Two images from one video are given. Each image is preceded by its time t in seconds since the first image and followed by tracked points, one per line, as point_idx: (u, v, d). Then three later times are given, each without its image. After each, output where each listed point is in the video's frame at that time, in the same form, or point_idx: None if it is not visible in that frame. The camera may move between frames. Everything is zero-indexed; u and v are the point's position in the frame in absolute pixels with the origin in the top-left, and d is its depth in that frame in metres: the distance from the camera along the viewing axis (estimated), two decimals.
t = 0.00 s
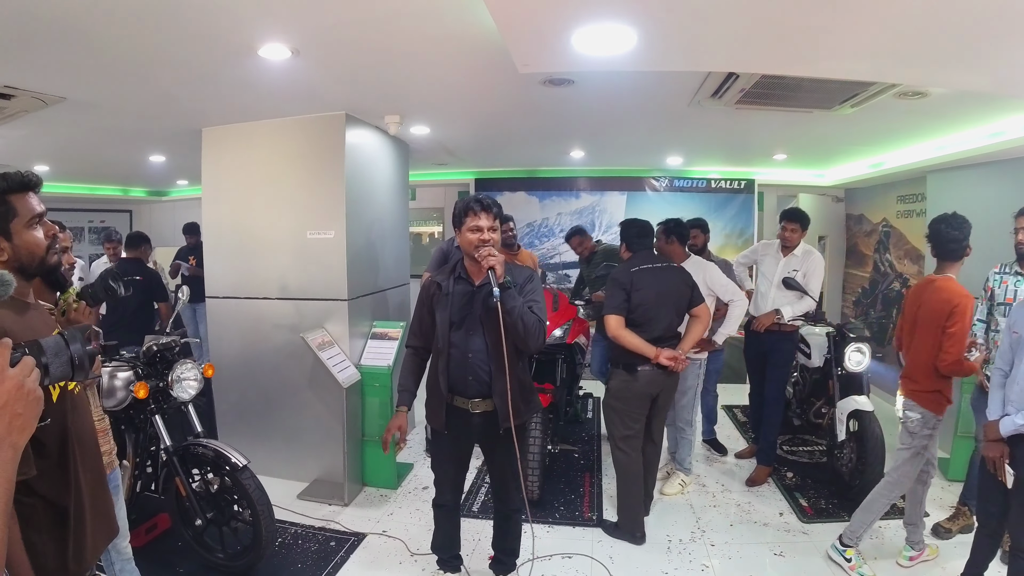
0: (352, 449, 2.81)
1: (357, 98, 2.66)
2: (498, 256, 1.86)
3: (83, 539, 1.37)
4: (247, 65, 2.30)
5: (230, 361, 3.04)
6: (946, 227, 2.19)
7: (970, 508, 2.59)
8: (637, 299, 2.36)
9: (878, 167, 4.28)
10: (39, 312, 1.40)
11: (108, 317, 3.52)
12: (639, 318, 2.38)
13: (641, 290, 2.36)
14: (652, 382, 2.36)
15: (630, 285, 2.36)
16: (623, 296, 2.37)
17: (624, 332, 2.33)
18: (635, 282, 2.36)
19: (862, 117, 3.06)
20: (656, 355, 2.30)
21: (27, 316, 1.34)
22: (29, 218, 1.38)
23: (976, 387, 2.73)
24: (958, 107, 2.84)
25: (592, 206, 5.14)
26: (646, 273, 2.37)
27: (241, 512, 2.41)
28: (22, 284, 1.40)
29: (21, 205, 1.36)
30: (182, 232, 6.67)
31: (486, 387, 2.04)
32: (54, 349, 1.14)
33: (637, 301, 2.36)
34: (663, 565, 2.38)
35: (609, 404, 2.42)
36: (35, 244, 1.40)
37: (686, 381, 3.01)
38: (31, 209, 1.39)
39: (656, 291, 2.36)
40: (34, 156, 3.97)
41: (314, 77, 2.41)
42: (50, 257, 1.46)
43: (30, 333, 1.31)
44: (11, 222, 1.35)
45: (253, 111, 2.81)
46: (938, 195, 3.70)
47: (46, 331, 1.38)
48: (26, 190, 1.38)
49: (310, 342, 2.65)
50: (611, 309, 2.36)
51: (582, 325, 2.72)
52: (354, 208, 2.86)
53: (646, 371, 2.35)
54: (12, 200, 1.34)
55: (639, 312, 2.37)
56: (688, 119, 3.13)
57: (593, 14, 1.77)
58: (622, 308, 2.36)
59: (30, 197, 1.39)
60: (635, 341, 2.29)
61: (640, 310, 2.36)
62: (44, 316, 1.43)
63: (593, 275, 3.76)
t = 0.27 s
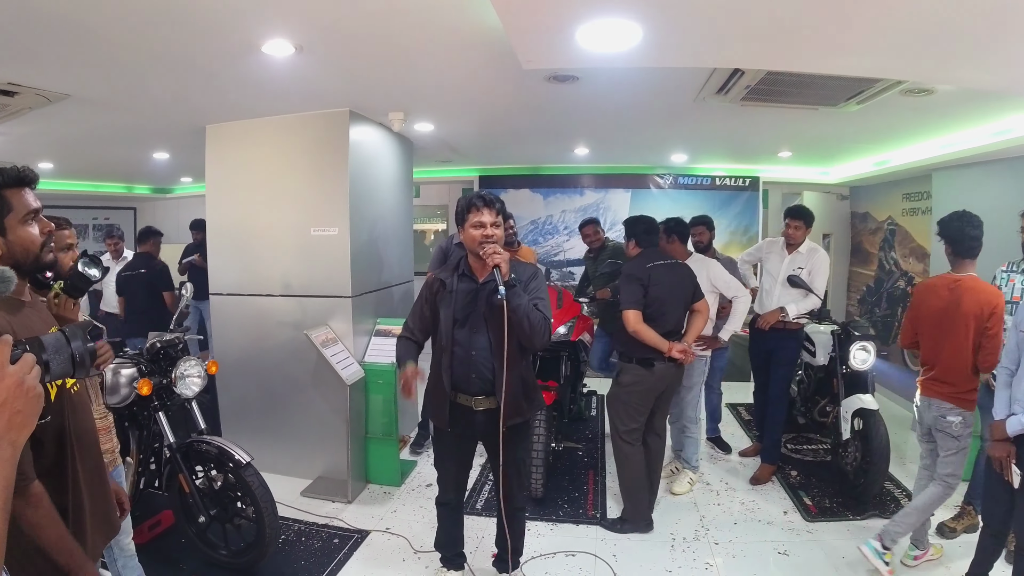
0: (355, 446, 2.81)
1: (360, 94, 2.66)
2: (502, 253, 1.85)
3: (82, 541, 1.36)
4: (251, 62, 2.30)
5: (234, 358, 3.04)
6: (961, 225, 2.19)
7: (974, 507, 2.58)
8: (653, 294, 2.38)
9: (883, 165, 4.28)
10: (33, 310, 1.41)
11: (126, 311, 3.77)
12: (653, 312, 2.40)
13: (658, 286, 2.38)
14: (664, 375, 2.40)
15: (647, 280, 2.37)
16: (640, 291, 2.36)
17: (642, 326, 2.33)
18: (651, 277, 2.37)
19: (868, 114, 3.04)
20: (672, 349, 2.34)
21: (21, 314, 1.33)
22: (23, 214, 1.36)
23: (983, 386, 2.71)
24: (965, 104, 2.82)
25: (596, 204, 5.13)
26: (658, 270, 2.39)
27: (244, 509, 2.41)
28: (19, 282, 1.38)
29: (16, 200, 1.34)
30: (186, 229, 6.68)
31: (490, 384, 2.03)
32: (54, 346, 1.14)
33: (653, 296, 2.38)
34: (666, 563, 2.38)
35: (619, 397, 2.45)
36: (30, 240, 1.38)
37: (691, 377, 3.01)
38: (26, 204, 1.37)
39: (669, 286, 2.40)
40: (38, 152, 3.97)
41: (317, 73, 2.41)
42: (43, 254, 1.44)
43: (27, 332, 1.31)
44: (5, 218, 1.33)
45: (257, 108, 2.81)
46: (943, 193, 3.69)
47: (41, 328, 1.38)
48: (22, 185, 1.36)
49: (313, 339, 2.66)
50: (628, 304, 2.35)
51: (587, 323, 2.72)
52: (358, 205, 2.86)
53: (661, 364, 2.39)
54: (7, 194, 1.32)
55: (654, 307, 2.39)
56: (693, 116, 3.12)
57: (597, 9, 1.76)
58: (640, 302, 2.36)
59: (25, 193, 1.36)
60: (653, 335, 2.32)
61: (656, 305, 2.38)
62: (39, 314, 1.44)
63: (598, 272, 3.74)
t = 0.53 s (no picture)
0: (360, 443, 2.81)
1: (366, 92, 2.66)
2: (508, 249, 1.86)
3: (89, 538, 1.37)
4: (257, 60, 2.30)
5: (240, 355, 3.05)
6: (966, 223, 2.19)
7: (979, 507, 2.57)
8: (666, 291, 2.43)
9: (889, 163, 4.27)
10: (34, 308, 1.42)
11: (146, 302, 4.06)
12: (666, 310, 2.45)
13: (670, 284, 2.43)
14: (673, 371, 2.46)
15: (661, 278, 2.42)
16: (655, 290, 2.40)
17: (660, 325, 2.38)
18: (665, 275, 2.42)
19: (875, 112, 3.03)
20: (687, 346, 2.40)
21: (22, 314, 1.33)
22: (23, 210, 1.33)
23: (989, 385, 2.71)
24: (972, 103, 2.81)
25: (601, 202, 5.12)
26: (669, 268, 2.45)
27: (250, 506, 2.42)
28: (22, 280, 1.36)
29: (17, 197, 1.31)
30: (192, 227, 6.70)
31: (497, 380, 2.04)
32: (62, 342, 1.15)
33: (666, 294, 2.43)
34: (671, 561, 2.38)
35: (630, 395, 2.48)
36: (31, 237, 1.35)
37: (698, 377, 2.97)
38: (26, 201, 1.34)
39: (677, 284, 2.46)
40: (45, 150, 3.99)
41: (323, 71, 2.41)
42: (45, 252, 1.42)
43: (30, 330, 1.33)
44: (5, 215, 1.30)
45: (263, 106, 2.81)
46: (947, 191, 3.67)
47: (42, 326, 1.38)
48: (22, 182, 1.35)
49: (319, 336, 2.66)
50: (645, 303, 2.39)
51: (592, 320, 2.71)
52: (364, 203, 2.86)
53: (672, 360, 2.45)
54: (6, 190, 1.30)
55: (668, 305, 2.45)
56: (699, 114, 3.11)
57: (604, 7, 1.76)
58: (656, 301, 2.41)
59: (26, 190, 1.35)
60: (669, 334, 2.38)
61: (669, 302, 2.44)
62: (39, 312, 1.45)
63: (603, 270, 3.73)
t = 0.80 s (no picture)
0: (366, 440, 2.83)
1: (372, 91, 2.67)
2: (522, 250, 1.89)
3: (98, 531, 1.41)
4: (264, 59, 2.32)
5: (248, 352, 3.07)
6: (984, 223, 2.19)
7: (983, 506, 2.56)
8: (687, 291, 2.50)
9: (896, 162, 4.28)
10: (40, 307, 1.43)
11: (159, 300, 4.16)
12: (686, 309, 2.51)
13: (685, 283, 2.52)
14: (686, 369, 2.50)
15: (684, 278, 2.49)
16: (681, 289, 2.47)
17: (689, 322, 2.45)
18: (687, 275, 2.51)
19: (881, 111, 3.02)
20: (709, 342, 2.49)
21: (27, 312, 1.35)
22: (30, 209, 1.39)
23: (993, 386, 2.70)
24: (979, 102, 2.80)
25: (607, 200, 5.13)
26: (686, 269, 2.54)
27: (256, 502, 2.44)
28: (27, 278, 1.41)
29: (23, 195, 1.37)
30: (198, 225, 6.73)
31: (505, 379, 2.05)
32: (73, 337, 1.17)
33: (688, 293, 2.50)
34: (675, 559, 2.39)
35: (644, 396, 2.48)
36: (37, 235, 1.41)
37: (705, 378, 2.95)
38: (34, 200, 1.40)
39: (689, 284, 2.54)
40: (54, 148, 4.02)
41: (329, 70, 2.42)
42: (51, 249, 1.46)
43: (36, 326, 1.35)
44: (12, 213, 1.36)
45: (269, 104, 2.83)
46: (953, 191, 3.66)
47: (47, 324, 1.40)
48: (29, 180, 1.40)
49: (325, 334, 2.70)
50: (674, 302, 2.43)
51: (597, 318, 2.72)
52: (370, 201, 2.87)
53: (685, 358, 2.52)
54: (13, 189, 1.35)
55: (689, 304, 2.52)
56: (704, 113, 3.11)
57: (609, 7, 1.76)
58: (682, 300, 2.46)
59: (33, 189, 1.40)
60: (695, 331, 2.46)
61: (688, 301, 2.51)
62: (45, 312, 1.46)
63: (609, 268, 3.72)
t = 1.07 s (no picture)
0: (370, 438, 2.84)
1: (376, 90, 2.67)
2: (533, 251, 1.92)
3: (102, 529, 1.44)
4: (268, 59, 2.32)
5: (252, 351, 3.08)
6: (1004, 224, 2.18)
7: (986, 507, 2.55)
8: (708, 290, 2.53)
9: (900, 162, 4.27)
10: (43, 308, 1.47)
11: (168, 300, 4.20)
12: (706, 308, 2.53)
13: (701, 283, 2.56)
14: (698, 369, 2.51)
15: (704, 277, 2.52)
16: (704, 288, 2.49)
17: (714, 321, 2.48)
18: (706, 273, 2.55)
19: (885, 111, 3.02)
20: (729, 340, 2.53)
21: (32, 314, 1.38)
22: (34, 210, 1.40)
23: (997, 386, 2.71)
24: (983, 102, 2.80)
25: (611, 200, 5.13)
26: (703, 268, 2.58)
27: (261, 500, 2.45)
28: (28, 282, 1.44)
29: (27, 196, 1.39)
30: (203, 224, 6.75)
31: (512, 378, 2.07)
32: (80, 334, 1.18)
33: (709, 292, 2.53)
34: (678, 558, 2.39)
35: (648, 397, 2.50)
36: (41, 236, 1.43)
37: (708, 378, 2.96)
38: (37, 201, 1.41)
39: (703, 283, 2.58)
40: (60, 148, 4.04)
41: (333, 70, 2.43)
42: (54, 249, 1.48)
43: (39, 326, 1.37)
44: (16, 214, 1.37)
45: (274, 104, 2.84)
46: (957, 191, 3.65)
47: (51, 324, 1.43)
48: (33, 181, 1.42)
49: (330, 333, 2.68)
50: (701, 301, 2.45)
51: (602, 318, 2.73)
52: (374, 200, 2.88)
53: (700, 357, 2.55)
54: (17, 190, 1.37)
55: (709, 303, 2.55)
56: (709, 112, 3.11)
57: (613, 7, 1.76)
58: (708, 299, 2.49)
59: (35, 189, 1.42)
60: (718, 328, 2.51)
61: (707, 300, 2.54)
62: (49, 312, 1.49)
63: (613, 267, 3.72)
